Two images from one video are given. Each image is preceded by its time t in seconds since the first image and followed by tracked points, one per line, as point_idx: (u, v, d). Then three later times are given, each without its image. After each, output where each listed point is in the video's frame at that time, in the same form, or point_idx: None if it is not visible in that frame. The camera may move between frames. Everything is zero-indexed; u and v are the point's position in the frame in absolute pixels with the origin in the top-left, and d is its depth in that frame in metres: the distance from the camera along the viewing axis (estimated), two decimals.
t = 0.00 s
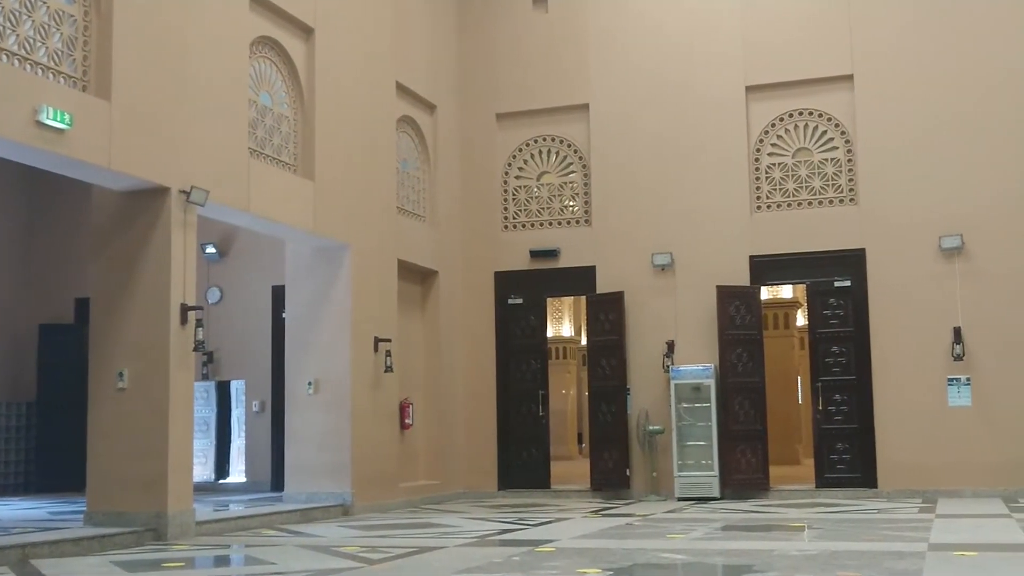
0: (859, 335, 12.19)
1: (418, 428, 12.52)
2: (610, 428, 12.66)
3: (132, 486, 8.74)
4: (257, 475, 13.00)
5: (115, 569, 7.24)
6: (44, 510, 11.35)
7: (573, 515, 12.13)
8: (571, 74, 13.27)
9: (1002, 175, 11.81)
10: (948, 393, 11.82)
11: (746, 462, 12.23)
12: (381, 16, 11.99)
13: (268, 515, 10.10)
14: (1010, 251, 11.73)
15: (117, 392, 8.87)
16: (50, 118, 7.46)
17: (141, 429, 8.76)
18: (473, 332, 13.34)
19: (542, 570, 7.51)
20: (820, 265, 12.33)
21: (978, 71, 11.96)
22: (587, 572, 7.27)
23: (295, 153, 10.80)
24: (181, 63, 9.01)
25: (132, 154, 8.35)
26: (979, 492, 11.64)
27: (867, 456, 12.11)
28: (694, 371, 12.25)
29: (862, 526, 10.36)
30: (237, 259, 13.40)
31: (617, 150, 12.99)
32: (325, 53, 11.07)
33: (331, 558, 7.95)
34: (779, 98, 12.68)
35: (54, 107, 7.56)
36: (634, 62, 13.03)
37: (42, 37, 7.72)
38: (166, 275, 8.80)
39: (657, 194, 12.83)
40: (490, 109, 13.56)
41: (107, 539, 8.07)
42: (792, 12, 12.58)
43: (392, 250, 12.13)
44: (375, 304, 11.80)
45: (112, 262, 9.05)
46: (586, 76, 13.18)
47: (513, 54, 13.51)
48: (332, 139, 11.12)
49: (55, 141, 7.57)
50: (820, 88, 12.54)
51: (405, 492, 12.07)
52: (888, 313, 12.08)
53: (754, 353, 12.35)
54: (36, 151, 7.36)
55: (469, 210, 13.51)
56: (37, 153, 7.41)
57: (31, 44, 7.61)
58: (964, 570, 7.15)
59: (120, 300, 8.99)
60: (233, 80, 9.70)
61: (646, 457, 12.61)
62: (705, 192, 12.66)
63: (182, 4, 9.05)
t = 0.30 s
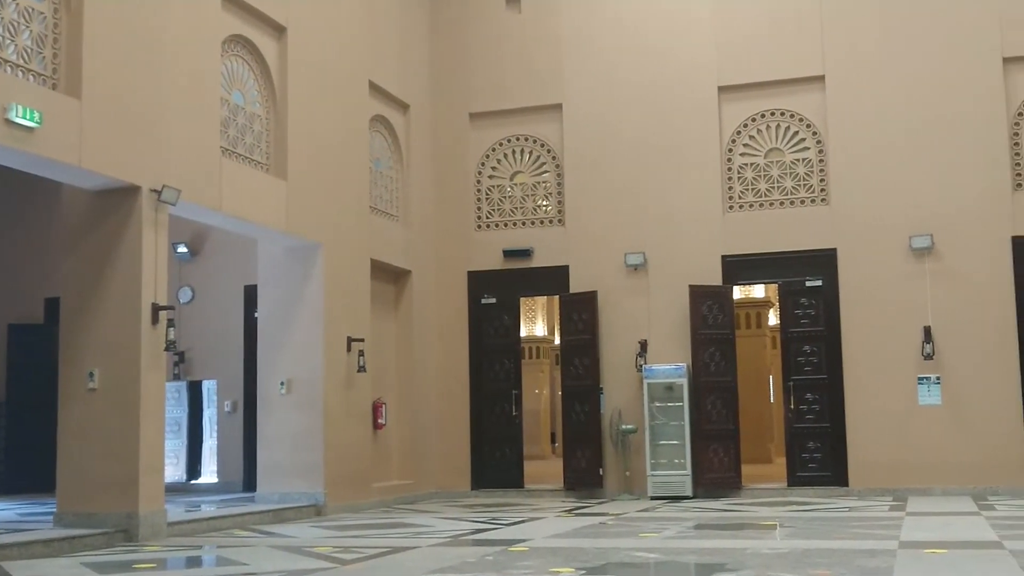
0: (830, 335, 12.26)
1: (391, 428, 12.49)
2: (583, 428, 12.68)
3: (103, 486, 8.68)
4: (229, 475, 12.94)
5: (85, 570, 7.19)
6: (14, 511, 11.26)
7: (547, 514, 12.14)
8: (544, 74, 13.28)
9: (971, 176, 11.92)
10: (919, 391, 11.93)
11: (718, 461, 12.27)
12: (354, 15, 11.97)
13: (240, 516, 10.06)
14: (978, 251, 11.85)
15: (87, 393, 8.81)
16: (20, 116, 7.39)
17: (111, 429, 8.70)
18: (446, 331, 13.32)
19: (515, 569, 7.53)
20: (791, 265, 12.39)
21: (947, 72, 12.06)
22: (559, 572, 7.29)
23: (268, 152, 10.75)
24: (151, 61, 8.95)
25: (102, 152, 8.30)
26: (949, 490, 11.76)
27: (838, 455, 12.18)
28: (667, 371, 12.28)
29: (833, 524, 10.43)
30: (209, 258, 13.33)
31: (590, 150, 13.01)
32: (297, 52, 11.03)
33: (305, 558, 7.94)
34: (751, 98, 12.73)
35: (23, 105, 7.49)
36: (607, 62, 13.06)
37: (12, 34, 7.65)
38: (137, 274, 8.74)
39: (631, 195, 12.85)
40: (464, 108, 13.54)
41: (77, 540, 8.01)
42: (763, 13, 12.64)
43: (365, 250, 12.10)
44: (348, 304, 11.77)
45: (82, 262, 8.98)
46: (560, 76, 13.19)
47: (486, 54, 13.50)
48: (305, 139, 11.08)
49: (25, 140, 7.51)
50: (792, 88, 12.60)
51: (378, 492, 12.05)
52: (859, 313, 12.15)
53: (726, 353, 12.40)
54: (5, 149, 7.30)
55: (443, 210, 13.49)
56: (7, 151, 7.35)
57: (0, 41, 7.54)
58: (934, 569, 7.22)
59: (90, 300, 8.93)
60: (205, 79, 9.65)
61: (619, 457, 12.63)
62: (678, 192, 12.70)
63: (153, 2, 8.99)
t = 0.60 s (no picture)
0: (796, 334, 12.32)
1: (358, 427, 12.44)
2: (551, 427, 12.69)
3: (65, 487, 8.59)
4: (195, 475, 12.87)
5: (48, 572, 7.11)
6: None
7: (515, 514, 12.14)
8: (513, 73, 13.27)
9: (936, 176, 12.02)
10: (884, 389, 12.01)
11: (686, 459, 12.30)
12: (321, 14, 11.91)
13: (206, 516, 9.98)
14: (942, 251, 11.97)
15: (51, 393, 8.71)
16: None
17: (74, 429, 8.60)
18: (414, 330, 13.29)
19: (482, 569, 7.53)
20: (758, 264, 12.45)
21: (912, 73, 12.16)
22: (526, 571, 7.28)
23: (234, 149, 10.67)
24: (116, 57, 8.87)
25: (66, 150, 8.21)
26: (913, 488, 11.86)
27: (804, 453, 12.24)
28: (634, 370, 12.31)
29: (800, 522, 10.49)
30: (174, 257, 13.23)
31: (558, 150, 13.01)
32: (263, 50, 10.97)
33: (272, 559, 7.90)
34: (718, 98, 12.78)
35: None
36: (575, 62, 13.07)
37: None
38: (101, 273, 8.66)
39: (598, 194, 12.87)
40: (433, 107, 13.52)
41: (41, 542, 7.93)
42: (730, 13, 12.69)
43: (332, 249, 12.05)
44: (315, 303, 11.71)
45: (45, 260, 8.88)
46: (529, 76, 13.19)
47: (455, 53, 13.48)
48: (271, 137, 11.02)
49: None
50: (759, 88, 12.66)
51: (346, 492, 12.00)
52: (825, 312, 12.23)
53: (693, 352, 12.44)
54: None
55: (410, 208, 13.45)
56: None
57: None
58: (898, 566, 7.28)
59: (53, 299, 8.83)
60: (170, 76, 9.57)
61: (586, 456, 12.65)
62: (646, 191, 12.73)
63: None
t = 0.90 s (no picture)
0: (759, 333, 12.39)
1: (323, 427, 12.39)
2: (516, 426, 12.69)
3: (25, 489, 8.47)
4: (158, 476, 12.78)
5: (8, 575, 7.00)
6: None
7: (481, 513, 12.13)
8: (479, 72, 13.26)
9: (897, 177, 12.13)
10: (846, 388, 12.10)
11: (650, 458, 12.34)
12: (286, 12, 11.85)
13: (169, 517, 9.89)
14: (903, 251, 12.08)
15: (11, 393, 8.61)
16: None
17: (33, 430, 8.50)
18: (379, 330, 13.25)
19: (447, 569, 7.53)
20: (722, 264, 12.51)
21: (874, 75, 12.26)
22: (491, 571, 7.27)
23: (198, 148, 10.58)
24: (78, 54, 8.77)
25: (26, 148, 8.12)
26: (875, 486, 11.96)
27: (767, 452, 12.31)
28: (599, 369, 12.34)
29: (765, 520, 10.54)
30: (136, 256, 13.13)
31: (524, 149, 13.02)
32: (227, 48, 10.89)
33: (235, 560, 7.86)
34: (682, 98, 12.83)
35: None
36: (540, 62, 13.08)
37: None
38: (62, 272, 8.58)
39: (564, 194, 12.89)
40: (398, 106, 13.48)
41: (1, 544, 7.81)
42: (695, 14, 12.74)
43: (297, 248, 11.99)
44: (280, 302, 11.64)
45: (4, 259, 8.77)
46: (494, 75, 13.18)
47: (421, 52, 13.45)
48: (235, 135, 10.94)
49: None
50: (723, 89, 12.72)
51: (310, 492, 11.95)
52: (788, 312, 12.30)
53: (658, 352, 12.48)
54: None
55: (375, 208, 13.41)
56: None
57: None
58: (859, 564, 7.33)
59: (13, 298, 8.73)
60: (133, 74, 9.48)
61: (551, 455, 12.66)
62: (611, 191, 12.76)
63: None
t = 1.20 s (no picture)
0: (721, 332, 12.46)
1: (286, 427, 12.33)
2: (480, 425, 12.68)
3: None
4: (118, 477, 12.67)
5: None
6: None
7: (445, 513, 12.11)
8: (443, 70, 13.24)
9: (857, 177, 12.23)
10: (807, 386, 12.18)
11: (614, 457, 12.37)
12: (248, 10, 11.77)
13: (130, 518, 9.80)
14: (863, 251, 12.18)
15: None
16: None
17: None
18: (342, 329, 13.20)
19: (410, 568, 7.54)
20: (684, 263, 12.56)
21: (835, 76, 12.35)
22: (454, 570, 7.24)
23: (159, 146, 10.49)
24: (37, 50, 8.66)
25: None
26: (836, 483, 12.05)
27: (730, 450, 12.38)
28: (563, 367, 12.35)
29: (728, 518, 10.59)
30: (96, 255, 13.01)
31: (487, 148, 13.01)
32: (188, 46, 10.80)
33: (196, 561, 7.82)
34: (646, 98, 12.87)
35: None
36: (503, 61, 13.07)
37: None
38: (20, 271, 8.47)
39: (527, 193, 12.89)
40: (362, 105, 13.43)
41: None
42: (657, 14, 12.77)
43: (259, 247, 11.91)
44: (242, 301, 11.57)
45: None
46: (458, 74, 13.16)
47: (384, 50, 13.41)
48: (196, 134, 10.85)
49: None
50: (685, 89, 12.77)
51: (273, 493, 11.89)
52: (750, 311, 12.37)
53: (621, 350, 12.52)
54: None
55: (339, 207, 13.35)
56: None
57: None
58: (819, 561, 7.38)
59: None
60: (94, 71, 9.38)
61: (515, 454, 12.66)
62: (575, 190, 12.77)
63: None
